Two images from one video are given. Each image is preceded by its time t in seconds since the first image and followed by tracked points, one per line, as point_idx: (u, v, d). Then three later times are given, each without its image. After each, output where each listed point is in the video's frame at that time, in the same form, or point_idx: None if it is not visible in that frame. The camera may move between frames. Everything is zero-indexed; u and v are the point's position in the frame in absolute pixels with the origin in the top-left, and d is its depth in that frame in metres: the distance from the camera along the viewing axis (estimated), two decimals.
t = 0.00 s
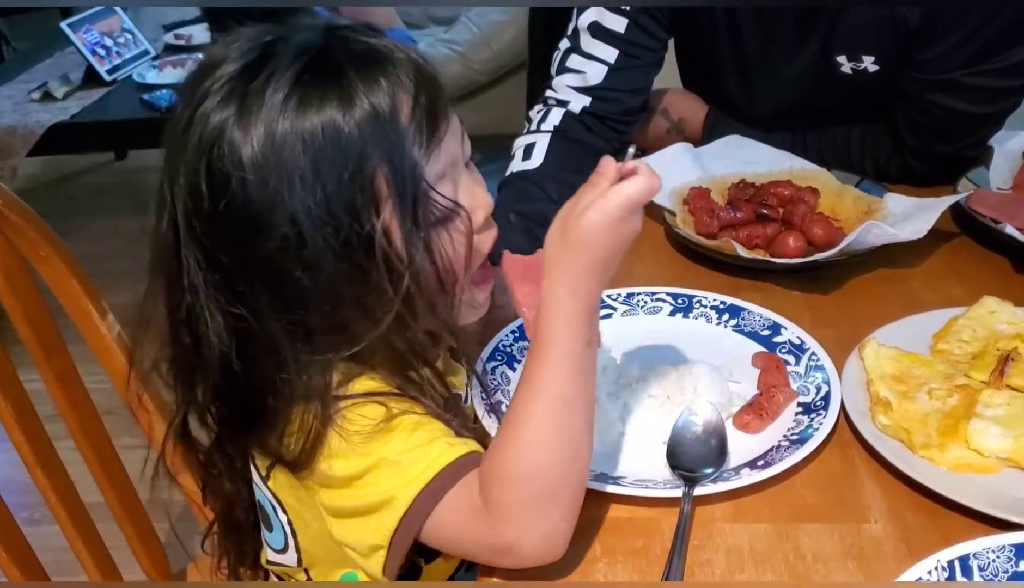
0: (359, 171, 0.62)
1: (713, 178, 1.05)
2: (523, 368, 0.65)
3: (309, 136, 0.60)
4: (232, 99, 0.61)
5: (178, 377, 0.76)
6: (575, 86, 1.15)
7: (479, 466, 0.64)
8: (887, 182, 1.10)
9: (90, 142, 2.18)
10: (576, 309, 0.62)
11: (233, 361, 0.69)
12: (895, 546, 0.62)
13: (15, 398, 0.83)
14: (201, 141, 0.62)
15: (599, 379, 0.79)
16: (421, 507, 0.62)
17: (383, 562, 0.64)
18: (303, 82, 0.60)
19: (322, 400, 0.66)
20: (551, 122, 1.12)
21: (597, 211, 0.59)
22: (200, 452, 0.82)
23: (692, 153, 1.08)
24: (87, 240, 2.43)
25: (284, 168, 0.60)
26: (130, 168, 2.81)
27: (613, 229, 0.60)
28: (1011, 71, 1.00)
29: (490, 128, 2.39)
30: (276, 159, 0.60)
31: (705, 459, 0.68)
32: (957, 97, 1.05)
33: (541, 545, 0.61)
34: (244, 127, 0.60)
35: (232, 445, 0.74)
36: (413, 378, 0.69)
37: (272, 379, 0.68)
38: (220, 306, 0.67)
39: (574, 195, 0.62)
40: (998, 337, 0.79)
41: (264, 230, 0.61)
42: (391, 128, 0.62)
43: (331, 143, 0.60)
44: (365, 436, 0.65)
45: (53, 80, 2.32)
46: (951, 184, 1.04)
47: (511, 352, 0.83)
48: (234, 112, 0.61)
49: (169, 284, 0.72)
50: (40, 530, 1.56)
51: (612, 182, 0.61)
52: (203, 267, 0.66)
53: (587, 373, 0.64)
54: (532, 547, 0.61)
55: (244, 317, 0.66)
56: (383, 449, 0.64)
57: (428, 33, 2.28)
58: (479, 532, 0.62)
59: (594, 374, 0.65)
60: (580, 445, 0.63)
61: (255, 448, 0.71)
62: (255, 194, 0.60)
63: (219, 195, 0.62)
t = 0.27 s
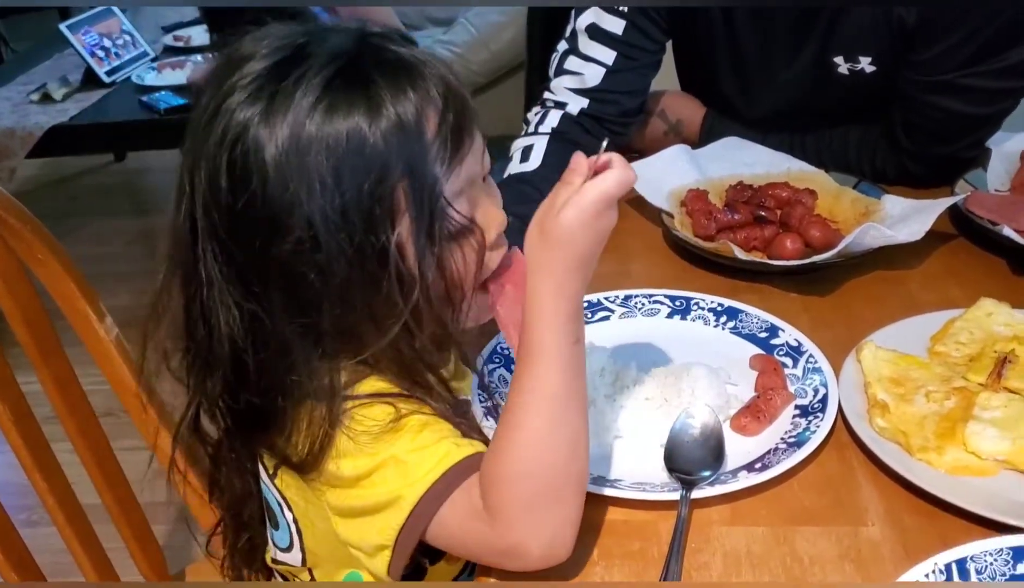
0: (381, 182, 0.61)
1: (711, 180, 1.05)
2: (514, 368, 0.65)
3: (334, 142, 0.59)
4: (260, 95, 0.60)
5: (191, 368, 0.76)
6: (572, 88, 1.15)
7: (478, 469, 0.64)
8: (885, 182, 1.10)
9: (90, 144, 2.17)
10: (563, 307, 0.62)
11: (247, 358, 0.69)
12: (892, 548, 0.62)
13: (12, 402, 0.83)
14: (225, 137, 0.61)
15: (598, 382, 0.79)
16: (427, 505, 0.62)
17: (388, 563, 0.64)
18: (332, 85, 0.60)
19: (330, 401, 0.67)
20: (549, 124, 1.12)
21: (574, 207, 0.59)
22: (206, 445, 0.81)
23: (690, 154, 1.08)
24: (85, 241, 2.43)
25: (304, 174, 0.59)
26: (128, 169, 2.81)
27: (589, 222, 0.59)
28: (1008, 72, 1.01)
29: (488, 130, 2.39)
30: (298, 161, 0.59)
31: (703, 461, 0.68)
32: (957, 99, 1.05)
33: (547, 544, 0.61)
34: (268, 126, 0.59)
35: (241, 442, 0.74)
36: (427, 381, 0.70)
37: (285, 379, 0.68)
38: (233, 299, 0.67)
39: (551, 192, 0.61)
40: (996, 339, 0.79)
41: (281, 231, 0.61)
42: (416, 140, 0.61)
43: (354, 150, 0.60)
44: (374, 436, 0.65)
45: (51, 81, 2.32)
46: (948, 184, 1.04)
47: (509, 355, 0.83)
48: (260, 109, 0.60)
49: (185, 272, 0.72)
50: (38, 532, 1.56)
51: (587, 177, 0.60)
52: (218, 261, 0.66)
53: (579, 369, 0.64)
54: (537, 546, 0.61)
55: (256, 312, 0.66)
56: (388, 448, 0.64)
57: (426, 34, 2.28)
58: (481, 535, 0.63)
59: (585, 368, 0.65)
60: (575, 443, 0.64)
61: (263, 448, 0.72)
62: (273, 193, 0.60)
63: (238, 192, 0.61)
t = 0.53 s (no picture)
0: (384, 188, 0.61)
1: (705, 180, 1.05)
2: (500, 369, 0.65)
3: (342, 143, 0.60)
4: (270, 88, 0.61)
5: (186, 353, 0.76)
6: (566, 88, 1.15)
7: (464, 469, 0.63)
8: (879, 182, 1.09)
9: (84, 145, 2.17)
10: (550, 306, 0.62)
11: (237, 350, 0.70)
12: (886, 548, 0.62)
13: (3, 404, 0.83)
14: (231, 129, 0.61)
15: (591, 381, 0.79)
16: (416, 499, 0.62)
17: (376, 556, 0.63)
18: (343, 87, 0.60)
19: (322, 394, 0.66)
20: (543, 123, 1.11)
21: (557, 202, 0.59)
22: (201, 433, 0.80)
23: (685, 153, 1.07)
24: (79, 242, 2.43)
25: (306, 175, 0.60)
26: (123, 170, 2.80)
27: (573, 217, 0.59)
28: (1005, 72, 1.00)
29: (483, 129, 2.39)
30: (302, 158, 0.60)
31: (696, 461, 0.68)
32: (951, 99, 1.04)
33: (534, 545, 0.60)
34: (276, 120, 0.60)
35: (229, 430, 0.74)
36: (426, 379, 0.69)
37: (273, 375, 0.68)
38: (230, 289, 0.67)
39: (533, 192, 0.61)
40: (991, 337, 0.79)
41: (280, 229, 0.61)
42: (421, 147, 0.61)
43: (361, 153, 0.60)
44: (365, 429, 0.64)
45: (45, 81, 2.31)
46: (943, 184, 1.03)
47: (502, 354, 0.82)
48: (269, 102, 0.60)
49: (182, 256, 0.71)
50: (30, 533, 1.55)
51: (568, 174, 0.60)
52: (217, 252, 0.66)
53: (566, 370, 0.64)
54: (524, 547, 0.60)
55: (250, 305, 0.66)
56: (379, 441, 0.63)
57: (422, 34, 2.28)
58: (469, 536, 0.62)
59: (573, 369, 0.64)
60: (563, 444, 0.63)
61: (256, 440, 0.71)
62: (274, 189, 0.60)
63: (238, 186, 0.62)
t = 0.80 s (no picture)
0: (390, 184, 0.61)
1: (702, 177, 1.04)
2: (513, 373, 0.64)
3: (348, 140, 0.59)
4: (277, 85, 0.60)
5: (193, 348, 0.76)
6: (563, 86, 1.15)
7: (474, 470, 0.63)
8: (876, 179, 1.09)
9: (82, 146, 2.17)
10: (567, 312, 0.61)
11: (246, 345, 0.69)
12: (883, 544, 0.62)
13: None
14: (238, 126, 0.61)
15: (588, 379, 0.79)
16: (427, 499, 0.62)
17: (383, 557, 0.63)
18: (351, 83, 0.59)
19: (332, 391, 0.66)
20: (539, 122, 1.11)
21: (578, 213, 0.58)
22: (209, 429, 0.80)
23: (682, 151, 1.07)
24: (77, 243, 2.43)
25: (313, 173, 0.60)
26: (120, 171, 2.80)
27: (593, 230, 0.58)
28: (1004, 69, 1.00)
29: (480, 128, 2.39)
30: (308, 155, 0.59)
31: (692, 459, 0.68)
32: (949, 97, 1.04)
33: (541, 552, 0.60)
34: (282, 117, 0.59)
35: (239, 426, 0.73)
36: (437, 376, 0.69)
37: (282, 371, 0.68)
38: (239, 285, 0.67)
39: (554, 199, 0.60)
40: (988, 333, 0.78)
41: (286, 226, 0.61)
42: (428, 144, 0.61)
43: (367, 150, 0.59)
44: (377, 428, 0.64)
45: (42, 82, 2.31)
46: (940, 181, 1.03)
47: (500, 352, 0.82)
48: (276, 99, 0.60)
49: (191, 253, 0.71)
50: (28, 534, 1.55)
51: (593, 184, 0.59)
52: (225, 248, 0.66)
53: (579, 373, 0.63)
54: (531, 553, 0.60)
55: (259, 302, 0.66)
56: (392, 441, 0.63)
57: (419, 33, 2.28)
58: (476, 539, 0.62)
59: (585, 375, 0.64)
60: (574, 445, 0.63)
61: (266, 436, 0.71)
62: (281, 187, 0.60)
63: (246, 183, 0.61)
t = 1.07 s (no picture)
0: (405, 175, 0.60)
1: (703, 170, 1.04)
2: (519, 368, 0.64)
3: (365, 129, 0.58)
4: (297, 70, 0.59)
5: (202, 333, 0.75)
6: (563, 79, 1.15)
7: (477, 465, 0.63)
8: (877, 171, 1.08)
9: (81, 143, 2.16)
10: (574, 308, 0.61)
11: (255, 330, 0.69)
12: (886, 535, 0.61)
13: None
14: (255, 109, 0.60)
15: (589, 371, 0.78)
16: (430, 491, 0.62)
17: (386, 548, 0.64)
18: (370, 73, 0.59)
19: (338, 380, 0.66)
20: (540, 115, 1.11)
21: (584, 209, 0.57)
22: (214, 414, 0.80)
23: (683, 144, 1.07)
24: (76, 241, 2.42)
25: (330, 161, 0.59)
26: (119, 168, 2.80)
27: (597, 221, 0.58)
28: (1003, 59, 1.00)
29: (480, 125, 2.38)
30: (325, 143, 0.59)
31: (695, 450, 0.68)
32: (948, 88, 1.05)
33: (544, 544, 0.59)
34: (300, 104, 0.59)
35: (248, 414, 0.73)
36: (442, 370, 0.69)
37: (290, 358, 0.67)
38: (250, 270, 0.66)
39: (562, 193, 0.60)
40: (991, 325, 0.78)
41: (299, 214, 0.61)
42: (444, 136, 0.60)
43: (384, 140, 0.59)
44: (381, 419, 0.64)
45: (40, 79, 2.30)
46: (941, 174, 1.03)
47: (501, 345, 0.81)
48: (294, 85, 0.59)
49: (201, 235, 0.70)
50: (28, 531, 1.55)
51: (598, 178, 0.59)
52: (235, 233, 0.66)
53: (583, 369, 0.63)
54: (535, 545, 0.59)
55: (269, 288, 0.65)
56: (396, 432, 0.63)
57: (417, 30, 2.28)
58: (478, 534, 0.61)
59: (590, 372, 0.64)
60: (581, 441, 0.63)
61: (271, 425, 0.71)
62: (297, 174, 0.59)
63: (261, 168, 0.61)
